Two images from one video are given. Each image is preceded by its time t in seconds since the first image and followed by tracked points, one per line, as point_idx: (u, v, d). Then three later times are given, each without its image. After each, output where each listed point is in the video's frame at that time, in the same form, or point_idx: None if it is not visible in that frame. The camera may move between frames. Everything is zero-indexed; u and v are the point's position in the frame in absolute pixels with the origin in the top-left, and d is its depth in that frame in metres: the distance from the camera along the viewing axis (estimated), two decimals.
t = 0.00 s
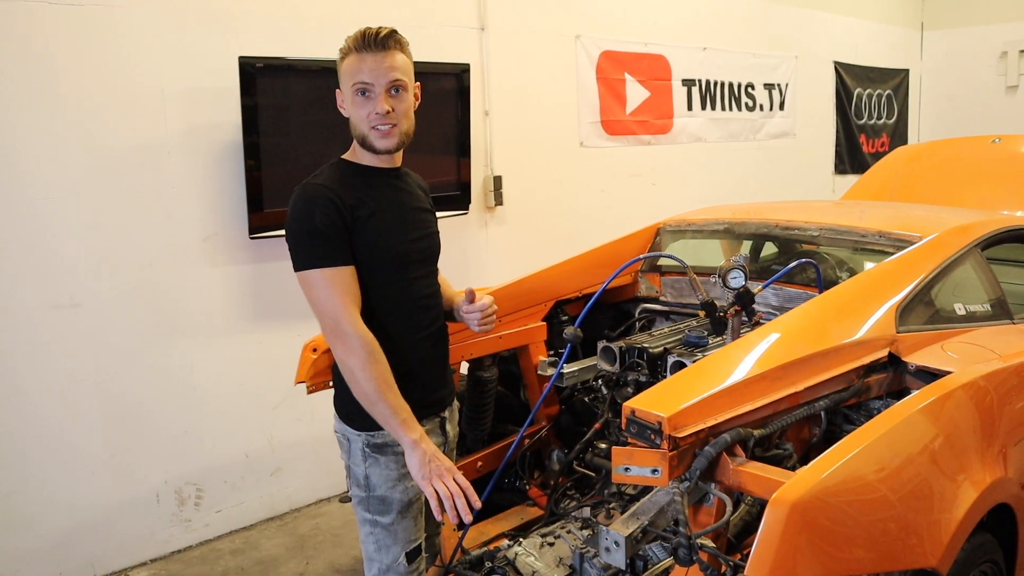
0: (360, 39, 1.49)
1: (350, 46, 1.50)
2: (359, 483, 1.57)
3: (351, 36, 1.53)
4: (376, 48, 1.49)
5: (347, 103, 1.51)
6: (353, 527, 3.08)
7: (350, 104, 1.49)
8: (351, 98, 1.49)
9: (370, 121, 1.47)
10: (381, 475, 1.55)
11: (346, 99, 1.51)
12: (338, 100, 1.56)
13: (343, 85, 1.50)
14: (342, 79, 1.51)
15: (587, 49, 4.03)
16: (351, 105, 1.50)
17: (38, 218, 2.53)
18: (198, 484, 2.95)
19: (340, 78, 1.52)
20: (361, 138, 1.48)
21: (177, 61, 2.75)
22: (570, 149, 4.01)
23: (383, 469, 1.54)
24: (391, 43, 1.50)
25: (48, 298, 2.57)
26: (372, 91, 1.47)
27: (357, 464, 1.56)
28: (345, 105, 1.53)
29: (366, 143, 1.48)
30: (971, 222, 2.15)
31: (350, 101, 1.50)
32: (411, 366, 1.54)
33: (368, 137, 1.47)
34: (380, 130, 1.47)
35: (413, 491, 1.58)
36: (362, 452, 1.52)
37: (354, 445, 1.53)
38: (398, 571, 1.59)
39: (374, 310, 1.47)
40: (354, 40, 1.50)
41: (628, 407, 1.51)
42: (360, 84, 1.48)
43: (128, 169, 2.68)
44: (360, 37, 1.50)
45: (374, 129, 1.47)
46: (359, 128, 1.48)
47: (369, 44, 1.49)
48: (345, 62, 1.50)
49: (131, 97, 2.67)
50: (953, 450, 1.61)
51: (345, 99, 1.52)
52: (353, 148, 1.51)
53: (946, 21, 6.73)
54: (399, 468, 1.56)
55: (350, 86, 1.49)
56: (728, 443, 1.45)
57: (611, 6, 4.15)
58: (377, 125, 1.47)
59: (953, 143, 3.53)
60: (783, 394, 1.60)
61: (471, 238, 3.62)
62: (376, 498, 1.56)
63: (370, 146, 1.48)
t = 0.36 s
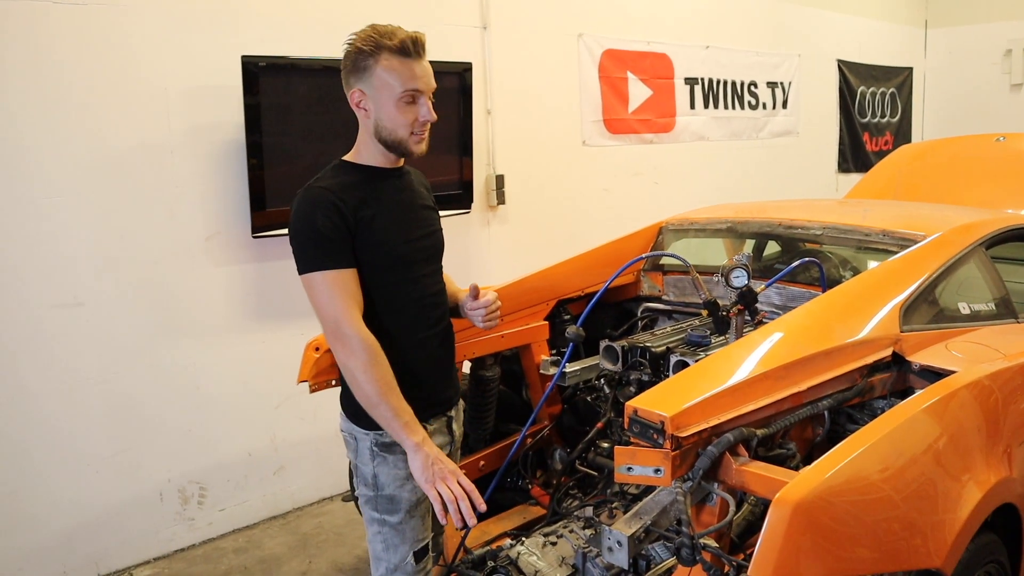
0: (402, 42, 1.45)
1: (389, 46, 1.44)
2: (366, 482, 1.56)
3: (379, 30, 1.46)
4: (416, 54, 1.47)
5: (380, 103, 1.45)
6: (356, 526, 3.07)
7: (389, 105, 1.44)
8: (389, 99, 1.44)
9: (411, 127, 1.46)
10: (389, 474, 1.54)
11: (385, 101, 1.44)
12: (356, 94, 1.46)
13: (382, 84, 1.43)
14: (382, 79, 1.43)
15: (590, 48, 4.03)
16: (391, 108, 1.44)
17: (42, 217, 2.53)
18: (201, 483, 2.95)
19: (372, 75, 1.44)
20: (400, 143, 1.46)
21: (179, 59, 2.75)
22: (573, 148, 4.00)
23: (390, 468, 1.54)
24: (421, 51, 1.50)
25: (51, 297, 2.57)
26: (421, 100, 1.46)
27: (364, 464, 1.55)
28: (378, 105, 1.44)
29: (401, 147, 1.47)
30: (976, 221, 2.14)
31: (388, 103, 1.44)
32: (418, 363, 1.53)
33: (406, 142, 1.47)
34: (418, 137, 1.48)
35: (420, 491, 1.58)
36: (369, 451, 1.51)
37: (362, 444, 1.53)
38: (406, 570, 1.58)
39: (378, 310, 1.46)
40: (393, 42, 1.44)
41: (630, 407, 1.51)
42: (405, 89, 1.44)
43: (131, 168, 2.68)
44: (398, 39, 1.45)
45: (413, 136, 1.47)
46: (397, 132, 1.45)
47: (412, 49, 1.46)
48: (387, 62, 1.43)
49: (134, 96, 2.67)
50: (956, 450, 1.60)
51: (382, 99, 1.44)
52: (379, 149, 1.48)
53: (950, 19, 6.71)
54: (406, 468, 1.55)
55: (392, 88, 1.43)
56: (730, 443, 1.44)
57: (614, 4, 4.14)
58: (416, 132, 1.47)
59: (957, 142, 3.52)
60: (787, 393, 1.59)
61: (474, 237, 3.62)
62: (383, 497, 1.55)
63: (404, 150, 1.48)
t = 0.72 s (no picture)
0: (437, 55, 1.48)
1: (425, 55, 1.46)
2: (367, 489, 1.55)
3: (414, 37, 1.47)
4: (444, 67, 1.50)
5: (409, 108, 1.45)
6: (355, 532, 3.07)
7: (419, 113, 1.45)
8: (419, 107, 1.45)
9: (432, 139, 1.49)
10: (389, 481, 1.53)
11: (414, 108, 1.45)
12: (383, 94, 1.44)
13: (415, 92, 1.44)
14: (416, 86, 1.44)
15: (592, 54, 4.04)
16: (419, 116, 1.45)
17: (44, 221, 2.54)
18: (200, 488, 2.95)
19: (407, 79, 1.44)
20: (420, 152, 1.48)
21: (182, 64, 2.76)
22: (574, 154, 4.01)
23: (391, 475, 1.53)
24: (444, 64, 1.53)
25: (52, 301, 2.57)
26: (444, 112, 1.49)
27: (365, 470, 1.54)
28: (406, 112, 1.45)
29: (418, 156, 1.49)
30: (976, 229, 2.14)
31: (417, 110, 1.45)
32: (419, 368, 1.53)
33: (425, 152, 1.49)
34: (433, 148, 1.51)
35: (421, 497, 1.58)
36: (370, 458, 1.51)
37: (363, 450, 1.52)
38: None
39: (381, 315, 1.46)
40: (427, 51, 1.46)
41: (631, 413, 1.51)
42: (436, 100, 1.46)
43: (133, 172, 2.69)
44: (433, 50, 1.48)
45: (432, 146, 1.50)
46: (421, 140, 1.47)
47: (441, 62, 1.49)
48: (420, 71, 1.45)
49: (137, 100, 2.68)
50: (957, 458, 1.60)
51: (411, 106, 1.45)
52: (395, 154, 1.48)
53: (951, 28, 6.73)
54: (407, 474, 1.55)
55: (425, 97, 1.45)
56: (732, 450, 1.44)
57: (616, 11, 4.15)
58: (434, 144, 1.50)
59: (957, 150, 3.52)
60: (788, 400, 1.59)
61: (474, 242, 3.62)
62: (385, 503, 1.54)
63: (419, 159, 1.49)
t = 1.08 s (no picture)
0: (441, 62, 1.49)
1: (430, 61, 1.47)
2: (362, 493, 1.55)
3: (420, 43, 1.48)
4: (448, 75, 1.51)
5: (411, 112, 1.45)
6: (356, 535, 3.07)
7: (419, 118, 1.45)
8: (421, 112, 1.46)
9: (432, 145, 1.49)
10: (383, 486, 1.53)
11: (414, 113, 1.45)
12: (385, 98, 1.45)
13: (417, 96, 1.45)
14: (418, 91, 1.45)
15: (593, 58, 4.04)
16: (419, 121, 1.46)
17: (45, 224, 2.54)
18: (201, 491, 2.95)
19: (410, 83, 1.44)
20: (419, 158, 1.48)
21: (184, 69, 2.77)
22: (575, 158, 4.01)
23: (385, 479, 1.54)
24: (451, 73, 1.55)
25: (54, 304, 2.58)
26: (445, 118, 1.50)
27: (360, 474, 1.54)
28: (406, 116, 1.45)
29: (417, 162, 1.49)
30: (978, 233, 2.14)
31: (419, 115, 1.46)
32: (418, 373, 1.53)
33: (423, 158, 1.49)
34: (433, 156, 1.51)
35: (416, 502, 1.57)
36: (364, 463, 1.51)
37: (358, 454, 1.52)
38: None
39: (379, 319, 1.46)
40: (432, 59, 1.48)
41: (631, 418, 1.51)
42: (438, 106, 1.47)
43: (135, 176, 2.69)
44: (438, 57, 1.49)
45: (432, 153, 1.50)
46: (420, 146, 1.47)
47: (445, 69, 1.50)
48: (424, 76, 1.45)
49: (139, 104, 2.69)
50: (960, 463, 1.60)
51: (412, 111, 1.45)
52: (394, 158, 1.48)
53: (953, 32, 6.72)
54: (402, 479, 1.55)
55: (427, 103, 1.46)
56: (733, 455, 1.45)
57: (617, 15, 4.16)
58: (434, 152, 1.50)
59: (959, 154, 3.52)
60: (789, 405, 1.59)
61: (476, 246, 3.62)
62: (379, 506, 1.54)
63: (418, 165, 1.49)
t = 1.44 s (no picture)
0: (422, 59, 1.48)
1: (410, 59, 1.47)
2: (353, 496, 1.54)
3: (401, 43, 1.48)
4: (431, 71, 1.50)
5: (391, 112, 1.45)
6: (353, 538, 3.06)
7: (401, 117, 1.45)
8: (402, 111, 1.45)
9: (418, 143, 1.48)
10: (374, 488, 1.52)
11: (395, 111, 1.45)
12: (367, 99, 1.46)
13: (397, 95, 1.45)
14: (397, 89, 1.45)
15: (590, 61, 4.05)
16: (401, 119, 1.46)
17: (41, 226, 2.54)
18: (197, 494, 2.94)
19: (388, 83, 1.45)
20: (406, 157, 1.47)
21: (180, 71, 2.77)
22: (572, 160, 4.01)
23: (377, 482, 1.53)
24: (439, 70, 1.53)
25: (50, 306, 2.57)
26: (429, 115, 1.49)
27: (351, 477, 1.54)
28: (388, 115, 1.46)
29: (405, 162, 1.48)
30: (975, 236, 2.14)
31: (399, 114, 1.45)
32: (410, 375, 1.53)
33: (411, 157, 1.48)
34: (422, 155, 1.50)
35: (410, 505, 1.56)
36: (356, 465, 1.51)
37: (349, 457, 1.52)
38: None
39: (373, 322, 1.46)
40: (412, 55, 1.47)
41: (625, 421, 1.50)
42: (420, 103, 1.46)
43: (131, 178, 2.69)
44: (419, 54, 1.48)
45: (420, 152, 1.49)
46: (405, 145, 1.47)
47: (428, 66, 1.49)
48: (404, 74, 1.45)
49: (135, 106, 2.68)
50: (955, 466, 1.60)
51: (393, 110, 1.45)
52: (380, 159, 1.48)
53: (950, 35, 6.74)
54: (396, 481, 1.54)
55: (408, 101, 1.45)
56: (726, 458, 1.43)
57: (614, 17, 4.16)
58: (423, 150, 1.49)
59: (956, 156, 3.52)
60: (784, 408, 1.58)
61: (472, 248, 3.62)
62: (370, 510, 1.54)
63: (407, 166, 1.49)
